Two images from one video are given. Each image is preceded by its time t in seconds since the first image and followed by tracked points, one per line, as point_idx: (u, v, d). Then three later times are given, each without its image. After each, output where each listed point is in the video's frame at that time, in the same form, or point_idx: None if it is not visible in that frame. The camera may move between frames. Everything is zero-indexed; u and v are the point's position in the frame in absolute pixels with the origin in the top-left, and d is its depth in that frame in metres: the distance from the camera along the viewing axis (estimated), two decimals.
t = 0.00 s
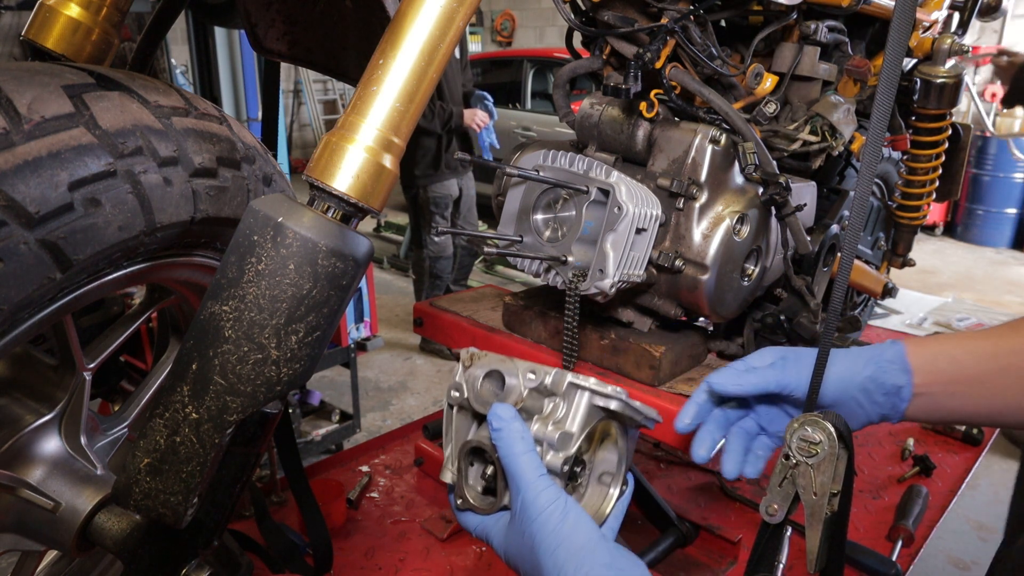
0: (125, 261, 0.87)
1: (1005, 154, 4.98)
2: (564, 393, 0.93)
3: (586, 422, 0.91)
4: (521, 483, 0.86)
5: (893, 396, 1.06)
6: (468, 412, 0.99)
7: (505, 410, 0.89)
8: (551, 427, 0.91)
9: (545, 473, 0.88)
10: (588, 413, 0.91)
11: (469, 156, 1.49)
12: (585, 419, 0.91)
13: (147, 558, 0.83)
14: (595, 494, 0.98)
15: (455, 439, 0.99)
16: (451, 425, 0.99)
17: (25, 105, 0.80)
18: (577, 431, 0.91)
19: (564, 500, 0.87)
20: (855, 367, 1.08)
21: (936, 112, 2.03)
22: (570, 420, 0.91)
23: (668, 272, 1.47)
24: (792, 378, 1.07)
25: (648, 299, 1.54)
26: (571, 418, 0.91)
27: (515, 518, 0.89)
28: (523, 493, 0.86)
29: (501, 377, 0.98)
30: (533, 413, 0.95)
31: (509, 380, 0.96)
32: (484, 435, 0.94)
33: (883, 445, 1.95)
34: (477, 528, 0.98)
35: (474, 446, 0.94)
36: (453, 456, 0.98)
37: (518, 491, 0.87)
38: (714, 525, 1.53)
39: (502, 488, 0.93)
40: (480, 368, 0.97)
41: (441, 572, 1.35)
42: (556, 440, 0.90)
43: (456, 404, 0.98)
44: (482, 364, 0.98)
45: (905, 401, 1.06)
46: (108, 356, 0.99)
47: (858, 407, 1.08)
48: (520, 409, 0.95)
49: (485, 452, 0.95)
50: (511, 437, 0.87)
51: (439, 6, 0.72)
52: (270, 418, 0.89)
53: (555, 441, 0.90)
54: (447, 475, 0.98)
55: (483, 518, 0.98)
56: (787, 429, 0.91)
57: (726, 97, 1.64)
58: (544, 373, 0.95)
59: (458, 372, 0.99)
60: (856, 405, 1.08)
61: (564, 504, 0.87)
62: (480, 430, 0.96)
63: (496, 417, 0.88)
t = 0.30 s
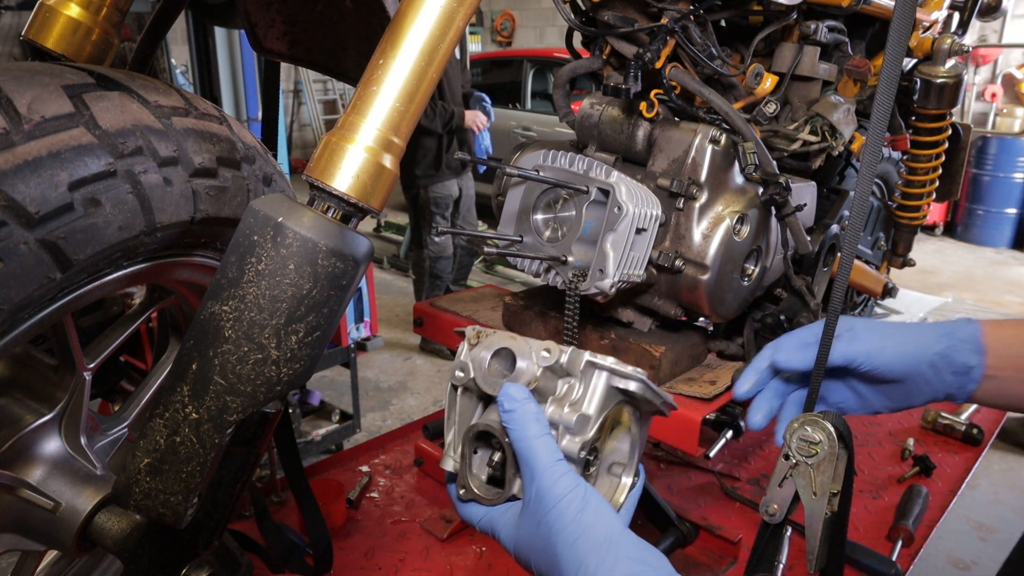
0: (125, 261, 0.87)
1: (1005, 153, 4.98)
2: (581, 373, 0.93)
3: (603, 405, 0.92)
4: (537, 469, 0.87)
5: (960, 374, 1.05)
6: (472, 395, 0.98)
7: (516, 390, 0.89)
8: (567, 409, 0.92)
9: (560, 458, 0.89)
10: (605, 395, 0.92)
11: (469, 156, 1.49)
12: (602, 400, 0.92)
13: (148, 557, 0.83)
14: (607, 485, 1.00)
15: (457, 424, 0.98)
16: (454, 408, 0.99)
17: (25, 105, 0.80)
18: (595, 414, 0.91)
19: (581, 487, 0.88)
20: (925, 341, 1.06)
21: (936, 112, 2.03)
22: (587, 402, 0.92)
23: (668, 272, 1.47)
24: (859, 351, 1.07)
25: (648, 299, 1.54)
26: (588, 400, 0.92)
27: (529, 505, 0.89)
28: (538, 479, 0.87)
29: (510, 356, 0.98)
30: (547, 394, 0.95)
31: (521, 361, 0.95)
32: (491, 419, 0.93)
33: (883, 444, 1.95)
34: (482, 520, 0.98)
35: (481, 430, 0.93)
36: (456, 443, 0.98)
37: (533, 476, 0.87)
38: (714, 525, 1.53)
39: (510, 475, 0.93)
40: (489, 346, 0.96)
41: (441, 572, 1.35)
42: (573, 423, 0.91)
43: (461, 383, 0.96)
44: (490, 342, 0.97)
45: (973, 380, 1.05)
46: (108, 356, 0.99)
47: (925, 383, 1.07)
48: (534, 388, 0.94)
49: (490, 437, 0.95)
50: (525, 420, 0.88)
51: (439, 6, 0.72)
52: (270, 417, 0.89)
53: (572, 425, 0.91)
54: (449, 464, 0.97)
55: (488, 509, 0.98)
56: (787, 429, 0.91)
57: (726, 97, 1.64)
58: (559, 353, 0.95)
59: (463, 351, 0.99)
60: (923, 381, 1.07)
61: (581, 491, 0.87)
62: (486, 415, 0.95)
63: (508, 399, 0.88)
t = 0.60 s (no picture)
0: (125, 261, 0.87)
1: (1005, 153, 4.98)
2: (598, 377, 0.91)
3: (620, 410, 0.90)
4: (553, 476, 0.85)
5: (979, 374, 1.13)
6: (484, 398, 0.97)
7: (530, 394, 0.87)
8: (583, 415, 0.90)
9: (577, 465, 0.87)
10: (622, 399, 0.90)
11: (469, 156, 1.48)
12: (619, 405, 0.90)
13: (149, 557, 0.83)
14: (620, 491, 1.00)
15: (468, 427, 0.96)
16: (464, 411, 0.97)
17: (25, 105, 0.80)
18: (611, 419, 0.90)
19: (597, 494, 0.87)
20: (941, 340, 1.15)
21: (936, 112, 2.03)
22: (603, 407, 0.90)
23: (668, 272, 1.47)
24: (872, 344, 1.14)
25: (648, 299, 1.54)
26: (604, 405, 0.90)
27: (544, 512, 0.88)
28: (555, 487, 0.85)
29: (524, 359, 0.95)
30: (562, 399, 0.92)
31: (535, 364, 0.92)
32: (504, 425, 0.91)
33: (883, 445, 1.95)
34: (493, 526, 0.96)
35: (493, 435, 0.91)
36: (466, 448, 0.96)
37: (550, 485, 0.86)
38: (714, 525, 1.53)
39: (524, 482, 0.92)
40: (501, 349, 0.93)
41: (442, 572, 1.35)
42: (590, 429, 0.89)
43: (473, 386, 0.94)
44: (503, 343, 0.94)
45: (992, 380, 1.13)
46: (108, 356, 0.99)
47: (941, 383, 1.15)
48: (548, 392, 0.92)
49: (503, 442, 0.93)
50: (542, 426, 0.85)
51: (439, 6, 0.72)
52: (269, 417, 0.88)
53: (590, 431, 0.89)
54: (459, 469, 0.95)
55: (498, 517, 0.97)
56: (787, 428, 0.91)
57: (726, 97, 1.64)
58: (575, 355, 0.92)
59: (475, 352, 0.96)
60: (938, 380, 1.15)
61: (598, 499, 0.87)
62: (499, 420, 0.93)
63: (523, 404, 0.85)
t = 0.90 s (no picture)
0: (125, 261, 0.87)
1: (1005, 153, 4.98)
2: (585, 412, 0.94)
3: (607, 442, 0.93)
4: (543, 507, 0.88)
5: (925, 369, 1.06)
6: (478, 433, 0.99)
7: (522, 429, 0.90)
8: (571, 447, 0.94)
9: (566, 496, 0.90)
10: (609, 432, 0.93)
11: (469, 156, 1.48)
12: (605, 439, 0.93)
13: (149, 557, 0.83)
14: (610, 519, 1.01)
15: (464, 462, 0.98)
16: (460, 446, 0.99)
17: (25, 105, 0.80)
18: (599, 451, 0.93)
19: (586, 525, 0.89)
20: (887, 337, 1.08)
21: (936, 112, 2.03)
22: (591, 440, 0.93)
23: (668, 272, 1.47)
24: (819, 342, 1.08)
25: (648, 299, 1.54)
26: (591, 437, 0.93)
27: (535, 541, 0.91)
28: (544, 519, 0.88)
29: (516, 396, 0.99)
30: (552, 433, 0.96)
31: (525, 401, 0.97)
32: (496, 458, 0.94)
33: (883, 444, 1.95)
34: (490, 554, 1.00)
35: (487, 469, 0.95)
36: (462, 481, 0.98)
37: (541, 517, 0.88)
38: (714, 525, 1.52)
39: (517, 514, 0.93)
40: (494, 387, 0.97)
41: (442, 572, 1.35)
42: (578, 461, 0.93)
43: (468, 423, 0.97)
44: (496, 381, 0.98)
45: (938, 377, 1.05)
46: (108, 356, 0.99)
47: (886, 379, 1.08)
48: (538, 428, 0.96)
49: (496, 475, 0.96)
50: (533, 461, 0.88)
51: (439, 6, 0.72)
52: (270, 417, 0.87)
53: (577, 463, 0.92)
54: (455, 502, 0.97)
55: (495, 545, 1.00)
56: (787, 428, 0.91)
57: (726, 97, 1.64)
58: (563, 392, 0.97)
59: (469, 390, 1.00)
60: (884, 375, 1.08)
61: (587, 529, 0.89)
62: (491, 454, 0.96)
63: (514, 439, 0.89)
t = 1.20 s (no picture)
0: (125, 261, 0.87)
1: (1005, 153, 4.98)
2: (564, 420, 1.02)
3: (585, 448, 0.99)
4: (522, 506, 0.93)
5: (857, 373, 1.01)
6: (466, 439, 1.08)
7: (505, 435, 0.97)
8: (551, 452, 1.00)
9: (545, 497, 0.95)
10: (587, 439, 1.00)
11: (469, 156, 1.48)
12: (583, 444, 0.99)
13: (149, 558, 0.83)
14: (592, 520, 1.03)
15: (453, 465, 1.07)
16: (451, 451, 1.08)
17: (25, 105, 0.80)
18: (576, 456, 0.99)
19: (564, 523, 0.92)
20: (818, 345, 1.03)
21: (936, 112, 2.03)
22: (570, 445, 1.00)
23: (668, 272, 1.47)
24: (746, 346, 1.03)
25: (648, 299, 1.54)
26: (570, 442, 1.00)
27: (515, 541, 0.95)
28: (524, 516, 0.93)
29: (501, 405, 1.07)
30: (534, 439, 1.04)
31: (509, 409, 1.06)
32: (483, 461, 1.03)
33: (883, 444, 1.95)
34: (475, 555, 1.05)
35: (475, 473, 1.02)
36: (452, 482, 1.06)
37: (521, 514, 0.93)
38: (714, 525, 1.52)
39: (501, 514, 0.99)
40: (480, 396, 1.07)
41: (442, 572, 1.35)
42: (556, 464, 0.99)
43: (456, 429, 1.06)
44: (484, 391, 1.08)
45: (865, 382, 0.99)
46: (108, 356, 0.99)
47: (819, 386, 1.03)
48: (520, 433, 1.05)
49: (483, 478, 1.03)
50: (515, 462, 0.95)
51: (439, 6, 0.72)
52: (270, 418, 0.88)
53: (556, 466, 0.99)
54: (445, 503, 1.05)
55: (481, 545, 1.05)
56: (787, 428, 0.90)
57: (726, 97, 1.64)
58: (544, 401, 1.04)
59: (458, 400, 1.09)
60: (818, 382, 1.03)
61: (565, 526, 0.92)
62: (480, 458, 1.04)
63: (498, 443, 0.96)
